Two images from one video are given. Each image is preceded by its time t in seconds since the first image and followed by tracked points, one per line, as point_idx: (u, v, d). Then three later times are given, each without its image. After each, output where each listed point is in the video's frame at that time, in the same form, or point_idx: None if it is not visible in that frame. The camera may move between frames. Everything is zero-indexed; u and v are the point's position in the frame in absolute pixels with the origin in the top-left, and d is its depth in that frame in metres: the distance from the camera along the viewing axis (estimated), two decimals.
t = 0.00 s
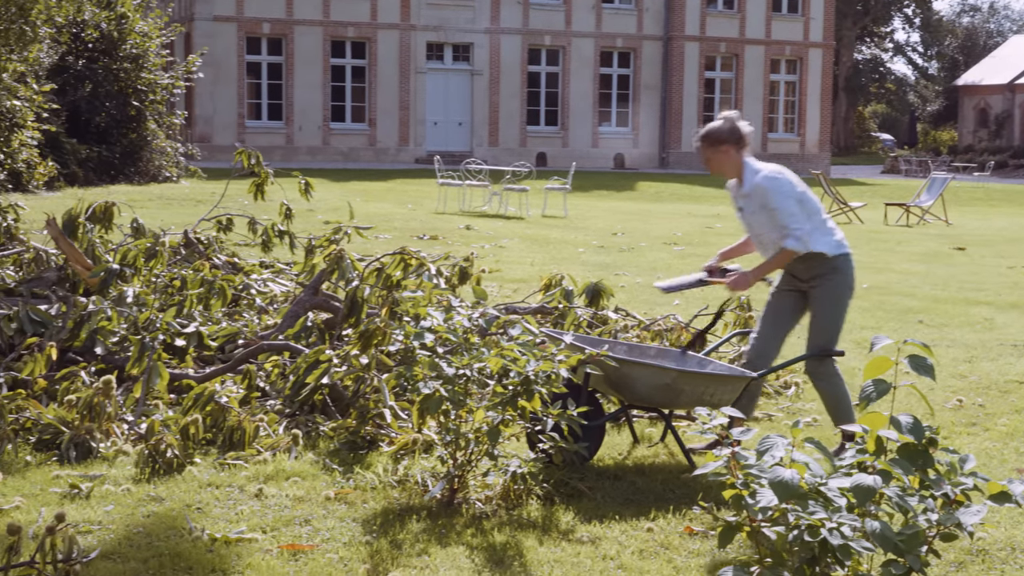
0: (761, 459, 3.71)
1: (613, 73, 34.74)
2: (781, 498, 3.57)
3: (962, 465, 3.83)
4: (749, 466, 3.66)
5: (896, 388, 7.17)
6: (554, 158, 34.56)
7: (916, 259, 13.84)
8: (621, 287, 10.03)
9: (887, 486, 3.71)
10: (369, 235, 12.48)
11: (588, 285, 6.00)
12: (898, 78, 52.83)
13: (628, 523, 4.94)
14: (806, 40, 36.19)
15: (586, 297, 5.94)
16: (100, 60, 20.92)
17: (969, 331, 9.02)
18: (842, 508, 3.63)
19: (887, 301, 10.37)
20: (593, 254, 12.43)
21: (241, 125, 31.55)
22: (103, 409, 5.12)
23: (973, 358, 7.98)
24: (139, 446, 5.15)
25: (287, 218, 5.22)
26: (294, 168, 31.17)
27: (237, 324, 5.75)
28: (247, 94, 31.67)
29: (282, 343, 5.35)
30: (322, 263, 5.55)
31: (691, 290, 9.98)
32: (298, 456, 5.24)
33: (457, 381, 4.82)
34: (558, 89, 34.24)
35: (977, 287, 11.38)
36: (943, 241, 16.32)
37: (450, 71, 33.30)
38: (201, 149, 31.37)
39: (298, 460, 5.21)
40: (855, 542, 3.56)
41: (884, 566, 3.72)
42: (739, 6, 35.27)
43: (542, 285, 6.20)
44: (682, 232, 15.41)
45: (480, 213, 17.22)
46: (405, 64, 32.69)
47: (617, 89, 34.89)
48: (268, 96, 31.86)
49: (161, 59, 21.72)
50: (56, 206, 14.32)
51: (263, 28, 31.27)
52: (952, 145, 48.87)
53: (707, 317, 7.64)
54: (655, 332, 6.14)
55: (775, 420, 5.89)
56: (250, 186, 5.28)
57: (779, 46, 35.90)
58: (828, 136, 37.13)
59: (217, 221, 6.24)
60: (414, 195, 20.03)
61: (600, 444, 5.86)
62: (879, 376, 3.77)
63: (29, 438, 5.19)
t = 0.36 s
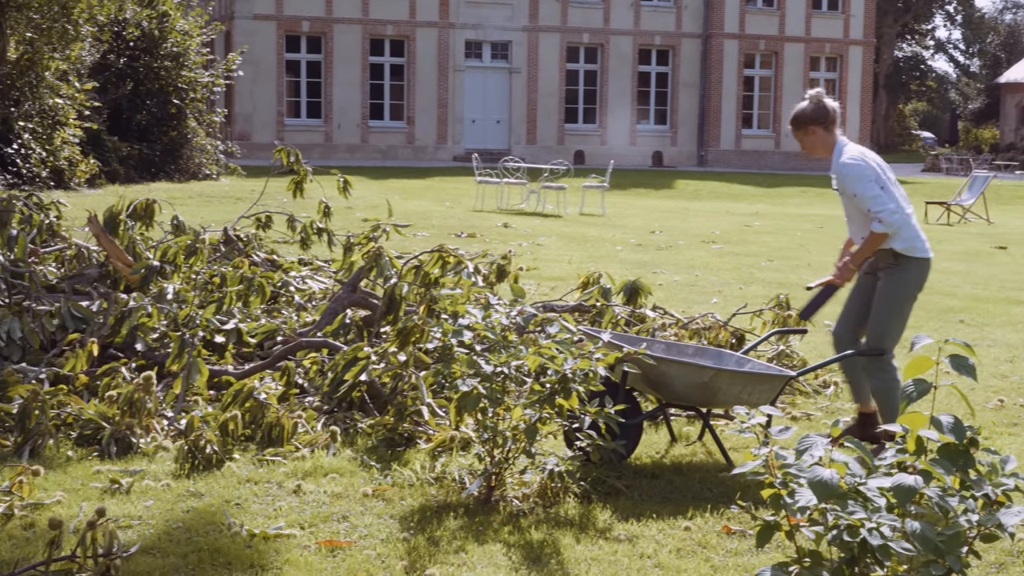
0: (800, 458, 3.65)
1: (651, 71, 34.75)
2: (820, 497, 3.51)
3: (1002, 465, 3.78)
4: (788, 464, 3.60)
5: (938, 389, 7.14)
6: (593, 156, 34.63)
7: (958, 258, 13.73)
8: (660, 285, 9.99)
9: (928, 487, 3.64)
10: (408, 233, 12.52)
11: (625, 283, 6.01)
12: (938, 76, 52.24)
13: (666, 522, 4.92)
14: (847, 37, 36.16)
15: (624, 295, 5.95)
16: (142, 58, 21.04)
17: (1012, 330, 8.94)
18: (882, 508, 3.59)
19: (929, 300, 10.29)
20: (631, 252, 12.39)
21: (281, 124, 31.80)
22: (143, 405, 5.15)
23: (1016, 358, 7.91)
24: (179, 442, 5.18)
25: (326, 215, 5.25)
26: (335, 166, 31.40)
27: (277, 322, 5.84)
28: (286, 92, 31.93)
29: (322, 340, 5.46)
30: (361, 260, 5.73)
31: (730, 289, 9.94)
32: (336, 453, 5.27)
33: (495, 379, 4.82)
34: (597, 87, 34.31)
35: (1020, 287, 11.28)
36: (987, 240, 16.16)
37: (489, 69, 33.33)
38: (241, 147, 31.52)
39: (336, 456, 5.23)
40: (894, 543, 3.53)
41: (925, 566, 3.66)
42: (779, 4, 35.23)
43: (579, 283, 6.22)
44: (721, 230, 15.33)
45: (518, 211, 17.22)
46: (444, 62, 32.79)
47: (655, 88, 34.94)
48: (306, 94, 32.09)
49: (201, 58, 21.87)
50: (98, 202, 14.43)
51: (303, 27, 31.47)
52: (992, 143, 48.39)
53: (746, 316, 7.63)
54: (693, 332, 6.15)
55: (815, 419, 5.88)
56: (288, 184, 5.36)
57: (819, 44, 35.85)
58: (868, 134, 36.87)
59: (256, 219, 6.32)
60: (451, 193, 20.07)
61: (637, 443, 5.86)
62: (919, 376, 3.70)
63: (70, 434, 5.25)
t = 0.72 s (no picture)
0: (839, 458, 3.59)
1: (690, 69, 34.68)
2: (860, 496, 3.45)
3: None
4: (827, 463, 3.54)
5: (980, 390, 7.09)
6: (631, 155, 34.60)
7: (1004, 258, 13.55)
8: (699, 284, 9.95)
9: (968, 489, 3.56)
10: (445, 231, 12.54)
11: (663, 283, 6.03)
12: (981, 74, 51.55)
13: (704, 522, 4.90)
14: (888, 34, 35.81)
15: (662, 294, 5.97)
16: (182, 56, 21.26)
17: None
18: (923, 509, 3.52)
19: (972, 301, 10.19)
20: (669, 251, 12.35)
21: (320, 122, 32.06)
22: (183, 401, 5.20)
23: None
24: (218, 439, 5.22)
25: (364, 213, 5.28)
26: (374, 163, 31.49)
27: (315, 319, 5.90)
28: (326, 91, 32.17)
29: (361, 337, 5.57)
30: (399, 259, 5.77)
31: (770, 288, 9.88)
32: (374, 450, 5.29)
33: (533, 377, 4.81)
34: (635, 85, 34.25)
35: None
36: None
37: (527, 67, 33.31)
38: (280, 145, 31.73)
39: (374, 453, 5.25)
40: (935, 543, 3.47)
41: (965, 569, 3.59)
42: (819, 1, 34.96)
43: (618, 281, 6.27)
44: (761, 229, 15.21)
45: (556, 209, 17.20)
46: (482, 62, 32.84)
47: (694, 86, 34.85)
48: (346, 92, 32.27)
49: (240, 56, 22.03)
50: (139, 200, 14.58)
51: (341, 25, 31.61)
52: None
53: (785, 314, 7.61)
54: (731, 330, 6.16)
55: (855, 419, 5.86)
56: (328, 181, 5.51)
57: (859, 42, 35.58)
58: (908, 132, 36.54)
59: (295, 216, 6.37)
60: (489, 190, 20.09)
61: (676, 441, 5.85)
62: (960, 376, 3.60)
63: (111, 429, 5.29)
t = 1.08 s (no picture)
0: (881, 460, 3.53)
1: (730, 68, 34.57)
2: (902, 499, 3.40)
3: None
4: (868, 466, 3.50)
5: None
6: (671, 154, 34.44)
7: None
8: (739, 284, 9.92)
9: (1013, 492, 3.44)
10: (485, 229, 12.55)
11: (704, 283, 6.04)
12: None
13: (744, 523, 4.88)
14: (930, 33, 35.88)
15: (703, 294, 5.98)
16: (224, 57, 21.39)
17: None
18: (966, 512, 3.42)
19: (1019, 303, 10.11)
20: (709, 250, 12.32)
21: (360, 122, 32.05)
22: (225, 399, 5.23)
23: None
24: (259, 436, 5.26)
25: (404, 212, 5.34)
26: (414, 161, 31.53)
27: (356, 318, 5.92)
28: (366, 91, 32.19)
29: (401, 337, 5.59)
30: (439, 258, 5.80)
31: (812, 288, 9.84)
32: (414, 449, 5.31)
33: (573, 377, 4.81)
34: (675, 85, 34.25)
35: None
36: None
37: (567, 66, 33.34)
38: (321, 145, 31.91)
39: (414, 452, 5.27)
40: (978, 547, 3.39)
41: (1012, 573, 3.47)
42: None
43: (658, 282, 6.31)
44: (802, 229, 15.15)
45: (595, 208, 17.20)
46: (522, 62, 32.82)
47: (734, 85, 34.72)
48: (386, 92, 32.28)
49: (281, 56, 22.17)
50: (181, 199, 14.68)
51: (382, 25, 31.62)
52: None
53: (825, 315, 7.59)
54: (773, 331, 6.17)
55: (896, 421, 5.85)
56: (369, 181, 5.56)
57: (902, 41, 35.68)
58: (951, 132, 36.69)
59: (336, 217, 6.40)
60: (528, 189, 20.13)
61: (717, 442, 5.85)
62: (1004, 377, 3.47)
63: (154, 427, 5.35)
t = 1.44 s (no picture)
0: (924, 461, 3.47)
1: (771, 67, 34.46)
2: (944, 501, 3.34)
3: None
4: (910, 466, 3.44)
5: None
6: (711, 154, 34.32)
7: None
8: (780, 284, 9.90)
9: None
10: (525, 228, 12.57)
11: (745, 283, 6.06)
12: None
13: (785, 524, 4.85)
14: (974, 32, 35.70)
15: (744, 294, 5.99)
16: (266, 56, 21.51)
17: None
18: (1010, 514, 3.36)
19: None
20: (750, 250, 12.29)
21: (400, 121, 32.14)
22: (266, 397, 5.26)
23: None
24: (300, 434, 5.29)
25: (444, 211, 5.40)
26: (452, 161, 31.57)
27: (396, 317, 5.97)
28: (407, 90, 32.26)
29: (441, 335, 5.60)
30: (479, 257, 5.81)
31: (853, 289, 9.80)
32: (453, 447, 5.32)
33: (613, 376, 4.79)
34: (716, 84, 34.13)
35: None
36: None
37: (607, 65, 33.34)
38: (362, 143, 32.00)
39: (453, 451, 5.29)
40: (1022, 549, 3.35)
41: None
42: None
43: (698, 281, 6.35)
44: (843, 229, 15.08)
45: (635, 207, 17.17)
46: (562, 61, 32.83)
47: (776, 84, 34.61)
48: (426, 91, 32.32)
49: (322, 55, 22.26)
50: (223, 198, 14.79)
51: (422, 24, 31.76)
52: None
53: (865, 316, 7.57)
54: (813, 332, 6.17)
55: (938, 423, 5.84)
56: (409, 180, 5.63)
57: (945, 39, 35.48)
58: (994, 131, 36.53)
59: (376, 215, 6.42)
60: (569, 189, 20.16)
61: (757, 443, 5.84)
62: None
63: (196, 424, 5.39)
